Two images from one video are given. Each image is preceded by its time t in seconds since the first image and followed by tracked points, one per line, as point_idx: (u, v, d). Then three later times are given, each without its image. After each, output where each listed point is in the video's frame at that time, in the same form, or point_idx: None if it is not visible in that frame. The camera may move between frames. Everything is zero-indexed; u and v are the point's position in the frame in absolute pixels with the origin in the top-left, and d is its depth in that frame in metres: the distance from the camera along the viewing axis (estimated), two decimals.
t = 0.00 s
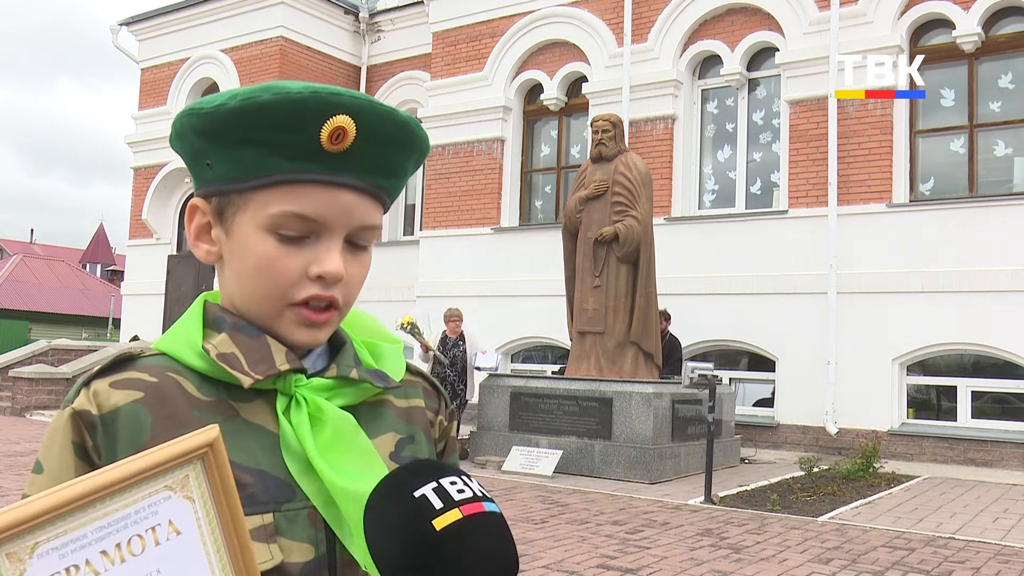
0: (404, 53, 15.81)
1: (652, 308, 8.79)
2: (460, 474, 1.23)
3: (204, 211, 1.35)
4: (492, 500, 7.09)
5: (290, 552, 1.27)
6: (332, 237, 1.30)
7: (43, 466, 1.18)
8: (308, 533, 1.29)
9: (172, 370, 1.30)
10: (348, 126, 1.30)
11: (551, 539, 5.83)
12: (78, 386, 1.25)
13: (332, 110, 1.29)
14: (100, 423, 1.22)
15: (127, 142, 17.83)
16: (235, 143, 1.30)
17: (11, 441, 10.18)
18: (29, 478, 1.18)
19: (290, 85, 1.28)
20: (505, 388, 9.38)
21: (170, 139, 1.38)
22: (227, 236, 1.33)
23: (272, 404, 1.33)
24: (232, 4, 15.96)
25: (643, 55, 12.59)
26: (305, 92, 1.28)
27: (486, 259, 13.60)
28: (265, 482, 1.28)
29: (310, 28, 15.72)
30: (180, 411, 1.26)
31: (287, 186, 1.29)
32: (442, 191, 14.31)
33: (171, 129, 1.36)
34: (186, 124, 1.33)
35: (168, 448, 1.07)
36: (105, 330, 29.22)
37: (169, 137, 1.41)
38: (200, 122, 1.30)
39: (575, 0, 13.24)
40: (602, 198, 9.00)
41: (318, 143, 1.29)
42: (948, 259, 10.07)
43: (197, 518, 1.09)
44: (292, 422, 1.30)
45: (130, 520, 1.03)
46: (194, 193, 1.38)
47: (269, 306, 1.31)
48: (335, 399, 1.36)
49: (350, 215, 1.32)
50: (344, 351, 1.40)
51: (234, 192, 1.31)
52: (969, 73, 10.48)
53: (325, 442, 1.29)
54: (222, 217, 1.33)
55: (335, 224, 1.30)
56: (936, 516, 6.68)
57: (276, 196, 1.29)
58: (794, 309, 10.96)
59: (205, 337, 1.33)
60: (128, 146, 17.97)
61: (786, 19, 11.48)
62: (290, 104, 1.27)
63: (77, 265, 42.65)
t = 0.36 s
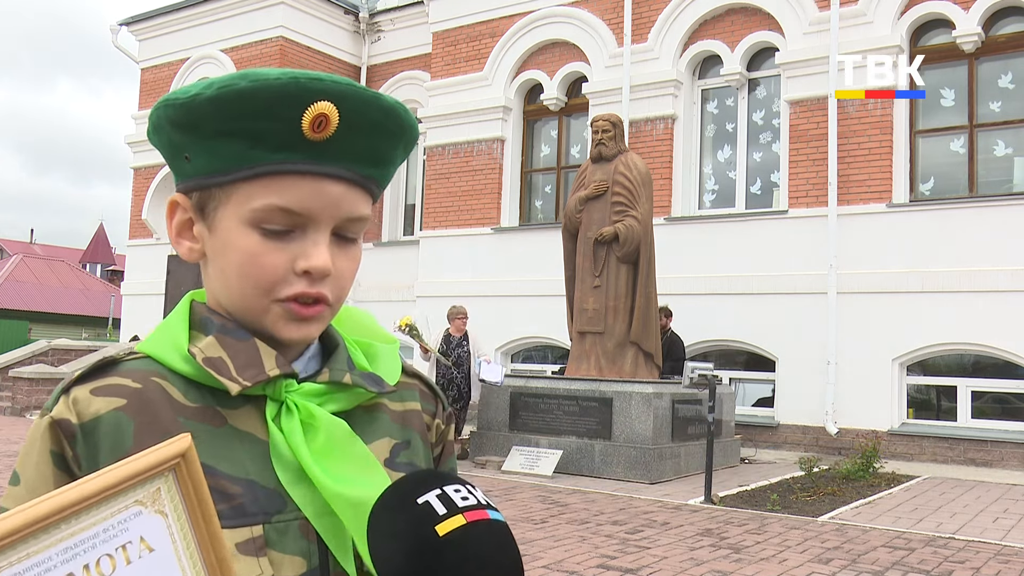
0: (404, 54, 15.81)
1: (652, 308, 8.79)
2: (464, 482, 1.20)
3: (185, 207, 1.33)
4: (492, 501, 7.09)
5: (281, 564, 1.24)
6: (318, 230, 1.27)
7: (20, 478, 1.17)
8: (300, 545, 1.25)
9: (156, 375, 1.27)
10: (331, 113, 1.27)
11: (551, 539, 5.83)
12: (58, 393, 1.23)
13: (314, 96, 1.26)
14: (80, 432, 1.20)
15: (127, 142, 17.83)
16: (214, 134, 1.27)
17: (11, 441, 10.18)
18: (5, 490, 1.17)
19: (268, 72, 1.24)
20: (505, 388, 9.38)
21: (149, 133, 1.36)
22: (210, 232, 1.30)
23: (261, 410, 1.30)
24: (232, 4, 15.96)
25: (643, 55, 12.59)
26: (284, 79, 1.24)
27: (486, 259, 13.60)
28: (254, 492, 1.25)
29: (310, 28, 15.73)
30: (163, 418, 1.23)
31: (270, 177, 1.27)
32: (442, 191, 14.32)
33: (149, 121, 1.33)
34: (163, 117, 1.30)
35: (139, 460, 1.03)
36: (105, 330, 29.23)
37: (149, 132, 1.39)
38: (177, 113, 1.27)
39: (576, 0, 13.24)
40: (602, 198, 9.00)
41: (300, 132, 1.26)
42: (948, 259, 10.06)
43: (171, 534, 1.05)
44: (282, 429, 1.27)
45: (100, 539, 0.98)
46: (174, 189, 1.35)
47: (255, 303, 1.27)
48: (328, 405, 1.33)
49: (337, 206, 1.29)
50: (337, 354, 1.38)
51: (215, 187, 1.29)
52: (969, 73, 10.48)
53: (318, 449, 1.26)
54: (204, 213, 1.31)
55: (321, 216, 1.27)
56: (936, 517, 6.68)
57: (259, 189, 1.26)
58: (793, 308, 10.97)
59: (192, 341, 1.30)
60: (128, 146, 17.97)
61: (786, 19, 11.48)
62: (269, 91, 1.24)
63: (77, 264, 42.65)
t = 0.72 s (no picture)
0: (404, 54, 15.82)
1: (652, 308, 8.79)
2: (453, 494, 1.19)
3: (174, 204, 1.32)
4: (492, 501, 7.09)
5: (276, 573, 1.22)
6: (310, 226, 1.27)
7: (6, 484, 1.14)
8: (295, 553, 1.24)
9: (148, 377, 1.26)
10: (318, 103, 1.25)
11: (551, 539, 5.83)
12: (43, 399, 1.22)
13: (298, 86, 1.24)
14: (68, 438, 1.18)
15: (127, 142, 17.83)
16: (197, 128, 1.26)
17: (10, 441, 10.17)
18: None
19: (248, 63, 1.22)
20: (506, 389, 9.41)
21: (135, 127, 1.35)
22: (199, 230, 1.30)
23: (255, 414, 1.29)
24: (232, 3, 15.96)
25: (643, 55, 12.58)
26: (266, 69, 1.23)
27: (486, 259, 13.60)
28: (248, 499, 1.23)
29: (311, 28, 15.74)
30: (154, 423, 1.22)
31: (258, 172, 1.25)
32: (442, 191, 14.32)
33: (132, 115, 1.32)
34: (146, 111, 1.29)
35: (124, 474, 0.99)
36: (105, 330, 29.23)
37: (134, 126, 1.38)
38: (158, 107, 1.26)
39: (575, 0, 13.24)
40: (602, 198, 8.99)
41: (286, 124, 1.24)
42: (948, 259, 10.06)
43: (158, 550, 1.02)
44: (276, 433, 1.26)
45: (85, 556, 0.95)
46: (162, 186, 1.34)
47: (248, 305, 1.27)
48: (324, 408, 1.32)
49: (328, 200, 1.28)
50: (334, 357, 1.37)
51: (203, 183, 1.28)
52: (969, 73, 10.48)
53: (313, 455, 1.25)
54: (192, 210, 1.30)
55: (312, 212, 1.26)
56: (936, 517, 6.68)
57: (248, 185, 1.26)
58: (793, 308, 10.97)
59: (183, 343, 1.29)
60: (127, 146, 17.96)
61: (786, 19, 11.48)
62: (250, 82, 1.22)
63: (77, 265, 42.64)
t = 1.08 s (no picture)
0: (404, 54, 15.81)
1: (652, 308, 8.79)
2: (465, 479, 1.18)
3: (151, 201, 1.32)
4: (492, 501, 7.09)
5: None
6: (289, 223, 1.26)
7: None
8: (277, 558, 1.24)
9: (126, 379, 1.25)
10: (296, 98, 1.25)
11: (551, 539, 5.83)
12: (17, 403, 1.20)
13: (275, 82, 1.24)
14: (42, 443, 1.17)
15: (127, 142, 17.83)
16: (173, 124, 1.25)
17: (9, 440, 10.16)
18: None
19: (225, 58, 1.22)
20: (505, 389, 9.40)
21: (112, 123, 1.35)
22: (177, 228, 1.29)
23: (236, 416, 1.29)
24: (232, 3, 15.97)
25: (643, 55, 12.58)
26: (242, 63, 1.22)
27: (486, 259, 13.60)
28: (229, 503, 1.23)
29: (311, 28, 15.75)
30: (133, 427, 1.21)
31: (236, 170, 1.25)
32: (442, 192, 14.31)
33: (108, 111, 1.32)
34: (122, 107, 1.29)
35: (93, 480, 0.98)
36: (105, 330, 29.22)
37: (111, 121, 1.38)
38: (133, 102, 1.26)
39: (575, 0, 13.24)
40: (602, 198, 8.99)
41: (264, 119, 1.24)
42: (948, 259, 10.06)
43: (129, 556, 1.00)
44: (258, 435, 1.26)
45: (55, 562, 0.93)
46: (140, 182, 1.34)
47: (228, 304, 1.27)
48: (306, 409, 1.32)
49: (307, 196, 1.27)
50: (317, 356, 1.37)
51: (181, 180, 1.28)
52: (969, 74, 10.48)
53: (296, 457, 1.25)
54: (170, 207, 1.30)
55: (291, 208, 1.26)
56: (936, 517, 6.68)
57: (226, 182, 1.25)
58: (792, 308, 10.97)
59: (161, 343, 1.28)
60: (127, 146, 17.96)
61: (786, 19, 11.49)
62: (227, 77, 1.22)
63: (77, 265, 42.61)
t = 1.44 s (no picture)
0: (404, 54, 15.81)
1: (652, 308, 8.78)
2: (431, 483, 1.19)
3: (136, 205, 1.32)
4: (491, 501, 7.09)
5: None
6: (270, 226, 1.26)
7: None
8: (267, 558, 1.24)
9: (115, 382, 1.24)
10: (271, 100, 1.25)
11: (551, 539, 5.83)
12: (7, 405, 1.19)
13: (250, 85, 1.23)
14: (31, 446, 1.16)
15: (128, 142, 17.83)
16: (152, 130, 1.25)
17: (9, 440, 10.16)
18: None
19: (199, 62, 1.22)
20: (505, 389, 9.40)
21: (94, 130, 1.34)
22: (161, 232, 1.29)
23: (225, 417, 1.29)
24: (232, 3, 15.99)
25: (643, 55, 12.58)
26: (216, 68, 1.22)
27: (486, 259, 13.60)
28: (218, 504, 1.23)
29: (311, 28, 15.75)
30: (122, 429, 1.21)
31: (217, 174, 1.25)
32: (442, 192, 14.31)
33: (91, 118, 1.32)
34: (102, 114, 1.28)
35: (88, 485, 0.99)
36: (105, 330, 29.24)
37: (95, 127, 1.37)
38: (113, 108, 1.26)
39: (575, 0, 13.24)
40: (602, 198, 8.99)
41: (241, 123, 1.24)
42: (948, 260, 10.06)
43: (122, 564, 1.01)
44: (247, 436, 1.26)
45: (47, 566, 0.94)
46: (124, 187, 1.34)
47: (213, 306, 1.27)
48: (295, 409, 1.32)
49: (288, 198, 1.27)
50: (305, 357, 1.37)
51: (163, 184, 1.28)
52: (969, 74, 10.48)
53: (283, 457, 1.24)
54: (154, 211, 1.30)
55: (271, 211, 1.25)
56: (936, 517, 6.68)
57: (206, 185, 1.25)
58: (792, 308, 10.97)
59: (149, 346, 1.28)
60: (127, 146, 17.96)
61: (786, 19, 11.48)
62: (201, 82, 1.21)
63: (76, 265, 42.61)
